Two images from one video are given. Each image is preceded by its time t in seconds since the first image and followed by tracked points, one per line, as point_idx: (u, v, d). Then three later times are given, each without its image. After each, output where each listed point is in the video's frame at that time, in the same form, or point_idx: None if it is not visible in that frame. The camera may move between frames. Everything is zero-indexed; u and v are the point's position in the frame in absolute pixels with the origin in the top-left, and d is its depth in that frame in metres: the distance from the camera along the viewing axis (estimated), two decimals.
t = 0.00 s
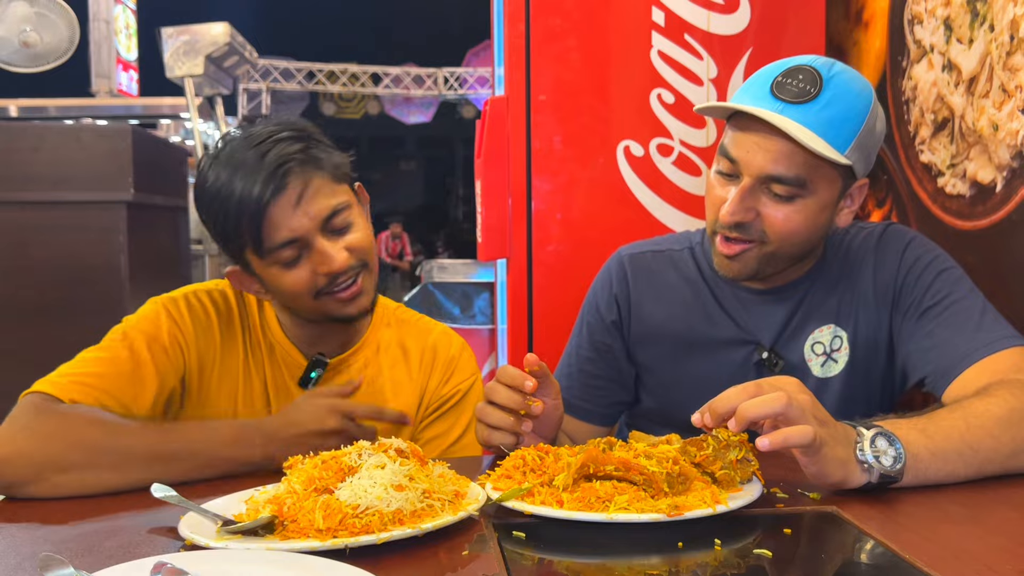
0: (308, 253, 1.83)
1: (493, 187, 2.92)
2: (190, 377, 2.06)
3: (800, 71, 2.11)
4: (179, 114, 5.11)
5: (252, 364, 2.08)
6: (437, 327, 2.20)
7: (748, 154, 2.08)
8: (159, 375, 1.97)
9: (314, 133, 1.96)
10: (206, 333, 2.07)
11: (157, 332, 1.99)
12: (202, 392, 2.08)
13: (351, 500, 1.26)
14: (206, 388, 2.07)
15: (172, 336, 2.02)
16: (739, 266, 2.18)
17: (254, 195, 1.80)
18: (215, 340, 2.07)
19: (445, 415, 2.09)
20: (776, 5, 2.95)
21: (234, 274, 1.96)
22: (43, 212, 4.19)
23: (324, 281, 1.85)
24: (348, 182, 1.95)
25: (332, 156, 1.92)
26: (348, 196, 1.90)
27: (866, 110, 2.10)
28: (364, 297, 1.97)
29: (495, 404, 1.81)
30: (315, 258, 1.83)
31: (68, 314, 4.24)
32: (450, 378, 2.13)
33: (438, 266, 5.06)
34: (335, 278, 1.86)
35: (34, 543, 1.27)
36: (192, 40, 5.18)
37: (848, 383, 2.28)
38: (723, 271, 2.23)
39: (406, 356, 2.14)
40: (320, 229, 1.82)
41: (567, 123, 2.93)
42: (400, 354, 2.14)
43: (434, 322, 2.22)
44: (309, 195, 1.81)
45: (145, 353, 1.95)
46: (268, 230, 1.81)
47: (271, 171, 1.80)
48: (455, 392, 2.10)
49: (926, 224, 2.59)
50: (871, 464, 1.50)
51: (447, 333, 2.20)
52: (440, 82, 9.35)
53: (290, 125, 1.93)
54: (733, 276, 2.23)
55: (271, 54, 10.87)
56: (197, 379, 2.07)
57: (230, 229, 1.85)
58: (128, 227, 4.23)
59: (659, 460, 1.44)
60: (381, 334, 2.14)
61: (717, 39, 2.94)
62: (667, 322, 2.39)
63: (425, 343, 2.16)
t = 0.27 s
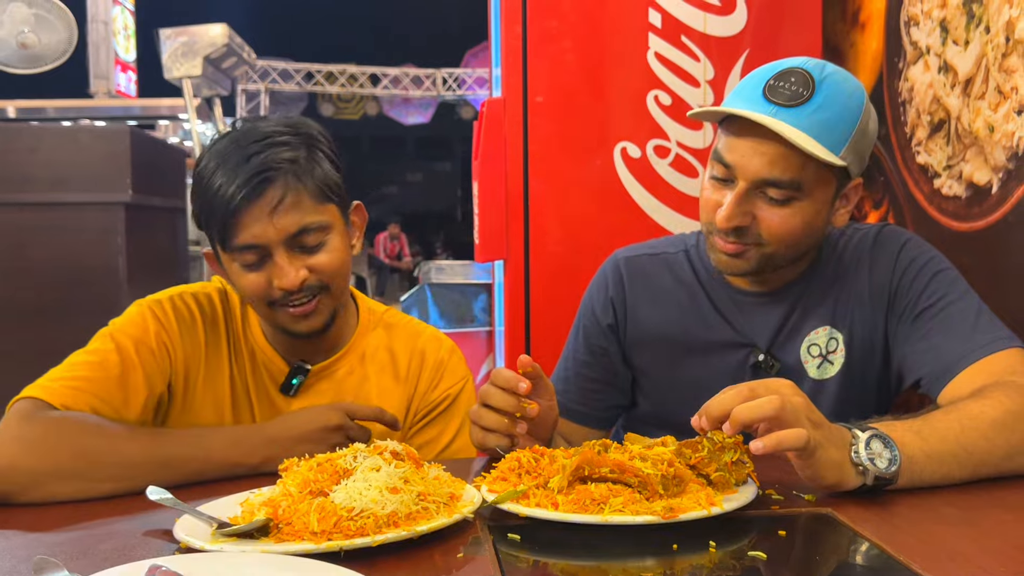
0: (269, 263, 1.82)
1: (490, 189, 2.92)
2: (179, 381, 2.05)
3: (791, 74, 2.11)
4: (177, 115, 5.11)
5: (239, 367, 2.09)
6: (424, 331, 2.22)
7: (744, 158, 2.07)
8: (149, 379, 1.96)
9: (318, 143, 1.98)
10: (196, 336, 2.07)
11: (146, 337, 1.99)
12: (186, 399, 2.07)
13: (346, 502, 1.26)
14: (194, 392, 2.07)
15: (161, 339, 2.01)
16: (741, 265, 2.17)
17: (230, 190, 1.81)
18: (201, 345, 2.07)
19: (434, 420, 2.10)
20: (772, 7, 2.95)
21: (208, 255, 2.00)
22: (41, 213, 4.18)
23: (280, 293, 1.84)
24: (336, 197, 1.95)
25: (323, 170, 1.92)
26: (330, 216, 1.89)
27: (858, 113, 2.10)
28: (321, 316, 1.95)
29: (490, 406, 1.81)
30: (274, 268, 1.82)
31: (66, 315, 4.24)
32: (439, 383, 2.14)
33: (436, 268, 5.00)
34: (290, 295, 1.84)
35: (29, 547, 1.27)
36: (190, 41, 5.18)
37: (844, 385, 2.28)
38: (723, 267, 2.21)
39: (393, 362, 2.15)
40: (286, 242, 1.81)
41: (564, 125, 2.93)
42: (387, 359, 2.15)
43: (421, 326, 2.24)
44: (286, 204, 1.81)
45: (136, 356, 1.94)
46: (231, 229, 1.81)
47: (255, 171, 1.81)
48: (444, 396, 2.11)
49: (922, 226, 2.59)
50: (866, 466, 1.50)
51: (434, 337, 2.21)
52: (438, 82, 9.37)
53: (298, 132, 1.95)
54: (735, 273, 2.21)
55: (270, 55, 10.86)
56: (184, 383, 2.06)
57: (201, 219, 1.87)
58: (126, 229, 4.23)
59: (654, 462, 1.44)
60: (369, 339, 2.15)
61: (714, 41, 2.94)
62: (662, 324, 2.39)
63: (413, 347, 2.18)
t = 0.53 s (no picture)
0: (260, 262, 1.82)
1: (487, 189, 2.91)
2: (173, 381, 2.04)
3: (786, 73, 2.10)
4: (175, 115, 5.10)
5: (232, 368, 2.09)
6: (419, 331, 2.22)
7: (741, 159, 2.06)
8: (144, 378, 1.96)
9: (306, 142, 1.98)
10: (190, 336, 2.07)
11: (141, 336, 1.98)
12: (180, 399, 2.06)
13: (342, 501, 1.25)
14: (187, 392, 2.06)
15: (155, 339, 2.01)
16: (737, 266, 2.17)
17: (220, 189, 1.81)
18: (194, 345, 2.07)
19: (430, 421, 2.10)
20: (770, 6, 2.95)
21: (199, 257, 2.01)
22: (39, 213, 4.17)
23: (273, 294, 1.84)
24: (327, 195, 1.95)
25: (313, 168, 1.92)
26: (321, 216, 1.89)
27: (854, 110, 2.10)
28: (312, 318, 1.94)
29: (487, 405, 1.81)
30: (267, 269, 1.82)
31: (64, 315, 4.24)
32: (436, 384, 2.14)
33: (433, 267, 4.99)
34: (283, 295, 1.84)
35: (25, 546, 1.27)
36: (188, 42, 5.17)
37: (841, 384, 2.28)
38: (716, 266, 2.22)
39: (388, 362, 2.15)
40: (277, 242, 1.81)
41: (562, 124, 2.93)
42: (381, 359, 2.15)
43: (416, 326, 2.24)
44: (276, 202, 1.81)
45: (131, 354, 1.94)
46: (222, 230, 1.81)
47: (245, 170, 1.81)
48: (441, 398, 2.11)
49: (920, 225, 2.59)
50: (864, 464, 1.49)
51: (429, 336, 2.21)
52: (437, 83, 9.38)
53: (285, 132, 1.95)
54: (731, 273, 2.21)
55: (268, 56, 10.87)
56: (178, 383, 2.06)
57: (190, 222, 1.86)
58: (124, 229, 4.22)
59: (651, 460, 1.44)
60: (363, 340, 2.15)
61: (712, 40, 2.94)
62: (659, 324, 2.39)
63: (409, 348, 2.17)
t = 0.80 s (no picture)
0: (269, 235, 1.84)
1: (486, 187, 2.91)
2: (166, 379, 2.04)
3: (782, 69, 2.10)
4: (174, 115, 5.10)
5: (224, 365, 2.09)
6: (410, 335, 2.23)
7: (742, 155, 2.07)
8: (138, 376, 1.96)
9: (360, 154, 2.04)
10: (184, 334, 2.07)
11: (134, 334, 1.98)
12: (172, 396, 2.06)
13: (342, 500, 1.25)
14: (180, 391, 2.06)
15: (149, 337, 2.01)
16: (739, 265, 2.17)
17: (273, 157, 1.86)
18: (188, 343, 2.07)
19: (420, 425, 2.11)
20: (770, 6, 2.95)
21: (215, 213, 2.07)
22: (39, 213, 4.17)
23: (266, 270, 1.84)
24: (357, 213, 1.99)
25: (357, 178, 1.97)
26: (344, 222, 1.91)
27: (850, 103, 2.10)
28: (295, 311, 1.92)
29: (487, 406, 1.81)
30: (271, 244, 1.83)
31: (63, 315, 4.23)
32: (427, 388, 2.15)
33: (433, 267, 4.99)
34: (275, 275, 1.84)
35: (25, 545, 1.27)
36: (187, 41, 5.17)
37: (840, 383, 2.28)
38: (720, 268, 2.22)
39: (378, 365, 2.17)
40: (295, 226, 1.84)
41: (560, 123, 2.93)
42: (371, 362, 2.17)
43: (408, 329, 2.25)
44: (319, 194, 1.85)
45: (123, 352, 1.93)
46: (252, 189, 1.84)
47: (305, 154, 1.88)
48: (433, 402, 2.12)
49: (919, 223, 2.59)
50: (863, 463, 1.50)
51: (420, 340, 2.23)
52: (436, 82, 9.40)
53: (346, 136, 2.01)
54: (729, 276, 2.22)
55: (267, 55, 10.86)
56: (171, 381, 2.05)
57: (232, 170, 1.90)
58: (124, 229, 4.22)
59: (650, 459, 1.44)
60: (353, 342, 2.17)
61: (712, 39, 2.95)
62: (656, 323, 2.39)
63: (400, 352, 2.19)
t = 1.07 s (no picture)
0: (317, 241, 1.87)
1: (485, 186, 2.91)
2: (163, 377, 2.04)
3: (777, 62, 2.10)
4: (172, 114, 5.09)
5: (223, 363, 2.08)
6: (406, 330, 2.23)
7: (746, 144, 2.08)
8: (135, 375, 1.96)
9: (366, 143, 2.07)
10: (181, 332, 2.06)
11: (131, 332, 1.98)
12: (170, 394, 2.06)
13: (340, 498, 1.25)
14: (179, 389, 2.06)
15: (146, 336, 2.00)
16: (750, 258, 2.14)
17: (305, 165, 1.86)
18: (185, 341, 2.06)
19: (419, 421, 2.11)
20: (768, 4, 2.95)
21: (223, 233, 2.01)
22: (37, 212, 4.17)
23: (320, 275, 1.88)
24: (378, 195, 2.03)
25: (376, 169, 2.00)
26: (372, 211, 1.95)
27: (845, 92, 2.12)
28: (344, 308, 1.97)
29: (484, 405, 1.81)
30: (321, 249, 1.86)
31: (61, 315, 4.23)
32: (425, 384, 2.14)
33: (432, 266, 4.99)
34: (331, 277, 1.88)
35: (23, 544, 1.27)
36: (186, 41, 5.16)
37: (838, 381, 2.28)
38: (725, 259, 2.18)
39: (376, 362, 2.17)
40: (340, 226, 1.86)
41: (559, 122, 2.93)
42: (369, 358, 2.17)
43: (405, 325, 2.25)
44: (355, 190, 1.88)
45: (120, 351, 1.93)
46: (296, 201, 1.85)
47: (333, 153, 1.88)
48: (432, 398, 2.12)
49: (917, 222, 2.59)
50: (861, 462, 1.50)
51: (416, 335, 2.22)
52: (434, 81, 9.40)
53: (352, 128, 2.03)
54: (740, 267, 2.17)
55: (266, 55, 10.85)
56: (169, 379, 2.05)
57: (262, 185, 1.88)
58: (122, 228, 4.22)
59: (648, 457, 1.44)
60: (351, 340, 2.17)
61: (711, 37, 2.95)
62: (654, 321, 2.39)
63: (397, 348, 2.19)
